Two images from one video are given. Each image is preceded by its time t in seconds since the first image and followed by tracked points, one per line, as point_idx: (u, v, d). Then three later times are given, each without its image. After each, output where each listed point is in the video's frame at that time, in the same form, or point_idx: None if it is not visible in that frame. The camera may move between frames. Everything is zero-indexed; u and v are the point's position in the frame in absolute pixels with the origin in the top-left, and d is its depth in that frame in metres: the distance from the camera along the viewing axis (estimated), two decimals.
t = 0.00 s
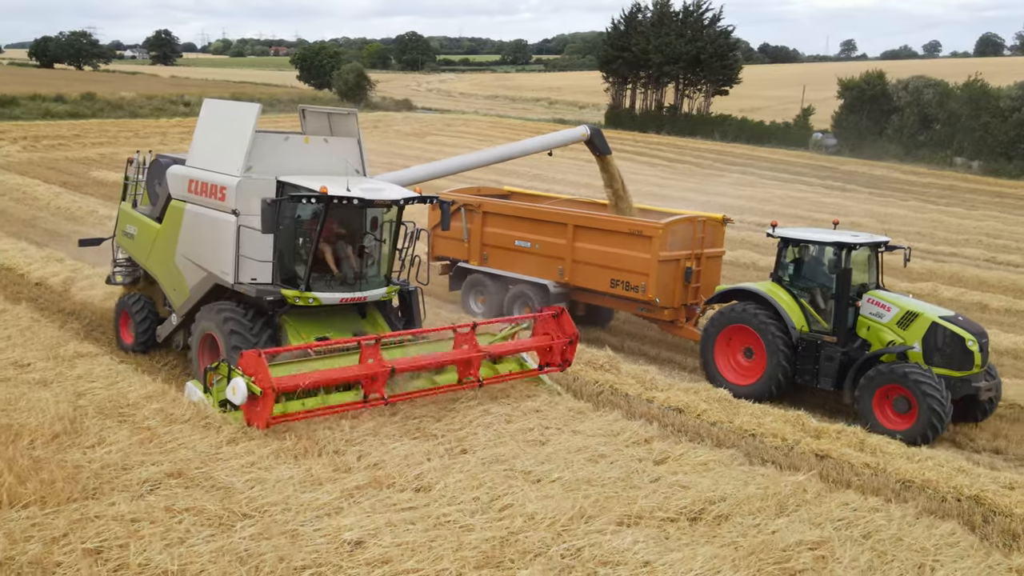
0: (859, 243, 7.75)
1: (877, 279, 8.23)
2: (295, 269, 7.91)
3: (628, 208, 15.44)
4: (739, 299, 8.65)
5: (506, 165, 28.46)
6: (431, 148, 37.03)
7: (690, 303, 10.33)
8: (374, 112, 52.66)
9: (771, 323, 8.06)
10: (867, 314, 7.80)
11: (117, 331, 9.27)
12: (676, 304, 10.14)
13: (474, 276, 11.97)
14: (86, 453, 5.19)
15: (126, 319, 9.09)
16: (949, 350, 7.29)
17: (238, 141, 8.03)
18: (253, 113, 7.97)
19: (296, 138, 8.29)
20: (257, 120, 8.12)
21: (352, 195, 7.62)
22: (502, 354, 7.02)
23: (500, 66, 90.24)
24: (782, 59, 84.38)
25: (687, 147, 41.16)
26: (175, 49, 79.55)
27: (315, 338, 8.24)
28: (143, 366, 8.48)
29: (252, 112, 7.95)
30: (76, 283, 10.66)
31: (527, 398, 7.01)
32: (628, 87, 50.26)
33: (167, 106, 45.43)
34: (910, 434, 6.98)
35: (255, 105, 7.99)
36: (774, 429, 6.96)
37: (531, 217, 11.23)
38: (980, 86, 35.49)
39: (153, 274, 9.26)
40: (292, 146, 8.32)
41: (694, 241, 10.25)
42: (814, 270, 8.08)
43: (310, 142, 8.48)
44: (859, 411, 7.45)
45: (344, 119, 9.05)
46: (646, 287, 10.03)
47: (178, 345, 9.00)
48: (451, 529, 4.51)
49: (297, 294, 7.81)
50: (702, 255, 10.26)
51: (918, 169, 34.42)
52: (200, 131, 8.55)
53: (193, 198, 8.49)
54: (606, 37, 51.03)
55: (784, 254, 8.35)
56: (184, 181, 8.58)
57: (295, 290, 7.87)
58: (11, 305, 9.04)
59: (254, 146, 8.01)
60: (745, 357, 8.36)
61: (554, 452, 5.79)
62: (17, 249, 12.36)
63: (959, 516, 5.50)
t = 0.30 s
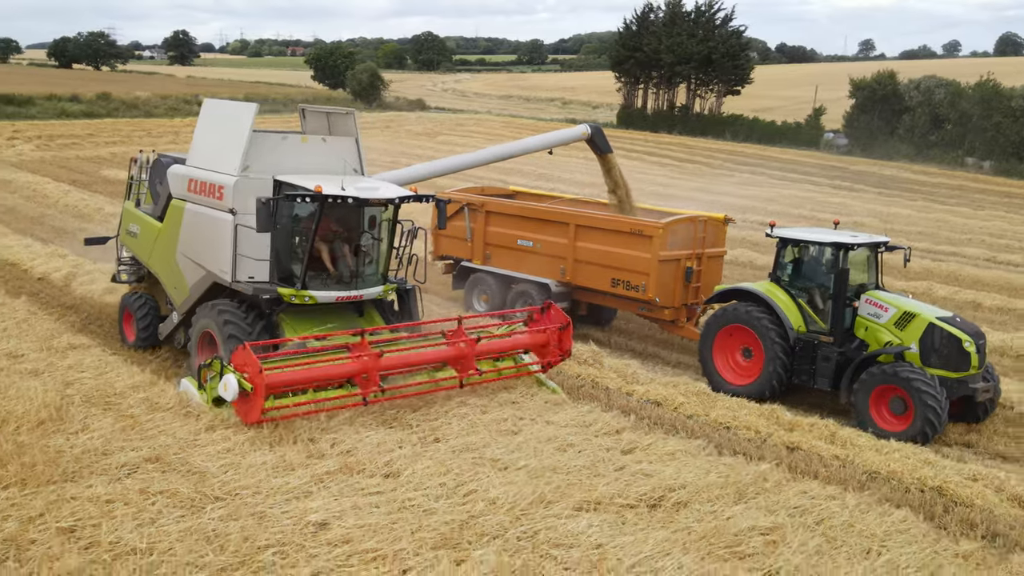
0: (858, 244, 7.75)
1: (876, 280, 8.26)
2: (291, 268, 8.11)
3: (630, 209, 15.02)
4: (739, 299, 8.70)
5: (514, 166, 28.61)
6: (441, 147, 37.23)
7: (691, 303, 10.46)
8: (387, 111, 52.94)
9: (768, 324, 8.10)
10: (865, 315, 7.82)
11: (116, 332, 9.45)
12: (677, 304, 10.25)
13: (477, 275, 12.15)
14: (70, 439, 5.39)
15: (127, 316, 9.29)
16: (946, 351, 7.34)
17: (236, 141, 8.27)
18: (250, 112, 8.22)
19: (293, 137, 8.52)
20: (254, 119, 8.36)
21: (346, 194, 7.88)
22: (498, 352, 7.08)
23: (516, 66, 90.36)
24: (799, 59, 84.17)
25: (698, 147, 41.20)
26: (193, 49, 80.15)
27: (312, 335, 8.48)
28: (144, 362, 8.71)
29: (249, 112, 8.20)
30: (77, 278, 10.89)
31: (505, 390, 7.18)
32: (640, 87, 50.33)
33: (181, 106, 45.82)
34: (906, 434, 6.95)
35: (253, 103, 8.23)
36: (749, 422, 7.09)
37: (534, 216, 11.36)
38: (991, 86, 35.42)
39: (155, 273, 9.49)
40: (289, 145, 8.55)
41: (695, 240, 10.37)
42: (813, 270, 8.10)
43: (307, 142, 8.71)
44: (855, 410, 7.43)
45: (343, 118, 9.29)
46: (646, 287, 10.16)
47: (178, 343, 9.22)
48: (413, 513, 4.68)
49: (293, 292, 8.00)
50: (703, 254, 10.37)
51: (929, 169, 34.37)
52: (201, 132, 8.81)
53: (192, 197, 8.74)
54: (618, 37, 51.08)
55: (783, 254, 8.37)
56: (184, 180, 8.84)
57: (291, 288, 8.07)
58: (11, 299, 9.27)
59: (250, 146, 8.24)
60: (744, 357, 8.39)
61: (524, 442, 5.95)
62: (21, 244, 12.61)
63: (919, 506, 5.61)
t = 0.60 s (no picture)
0: (854, 244, 7.71)
1: (874, 280, 8.19)
2: (286, 267, 8.36)
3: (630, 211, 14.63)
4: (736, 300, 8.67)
5: (523, 167, 28.77)
6: (453, 147, 37.44)
7: (690, 303, 10.60)
8: (402, 111, 53.25)
9: (764, 325, 8.07)
10: (862, 316, 7.79)
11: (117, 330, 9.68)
12: (676, 304, 10.40)
13: (479, 275, 12.34)
14: (51, 424, 5.61)
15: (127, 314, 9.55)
16: (941, 352, 7.27)
17: (232, 141, 8.53)
18: (245, 113, 8.49)
19: (289, 138, 8.78)
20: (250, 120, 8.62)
21: (339, 194, 8.12)
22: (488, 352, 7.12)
23: (534, 66, 90.48)
24: (819, 58, 83.85)
25: (710, 147, 41.22)
26: (213, 50, 80.84)
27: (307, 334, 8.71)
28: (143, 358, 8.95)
29: (245, 113, 8.46)
30: (78, 273, 11.15)
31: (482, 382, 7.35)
32: (654, 87, 50.33)
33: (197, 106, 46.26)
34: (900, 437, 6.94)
35: (248, 105, 8.48)
36: (720, 414, 7.23)
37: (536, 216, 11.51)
38: (1005, 86, 35.28)
39: (156, 271, 9.73)
40: (285, 146, 8.79)
41: (694, 241, 10.50)
42: (810, 270, 8.03)
43: (303, 142, 8.96)
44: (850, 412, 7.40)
45: (340, 118, 9.58)
46: (645, 286, 10.31)
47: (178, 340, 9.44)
48: (372, 496, 4.86)
49: (287, 291, 8.26)
50: (703, 255, 10.50)
51: (942, 169, 34.28)
52: (200, 133, 9.08)
53: (190, 197, 8.97)
54: (632, 37, 51.11)
55: (780, 255, 8.29)
56: (182, 180, 9.07)
57: (285, 287, 8.31)
58: (9, 293, 9.53)
59: (246, 146, 8.51)
60: (740, 358, 8.37)
61: (491, 432, 6.12)
62: (26, 241, 12.91)
63: (874, 497, 5.74)
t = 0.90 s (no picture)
0: (849, 245, 7.70)
1: (871, 280, 8.14)
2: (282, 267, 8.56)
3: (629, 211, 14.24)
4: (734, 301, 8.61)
5: (532, 167, 28.90)
6: (464, 147, 37.62)
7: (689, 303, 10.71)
8: (416, 111, 53.49)
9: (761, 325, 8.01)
10: (857, 317, 7.73)
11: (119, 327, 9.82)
12: (674, 304, 10.53)
13: (481, 275, 12.51)
14: (35, 413, 5.81)
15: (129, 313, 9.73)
16: (937, 354, 7.22)
17: (229, 141, 8.74)
18: (242, 113, 8.69)
19: (285, 138, 8.97)
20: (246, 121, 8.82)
21: (333, 194, 8.29)
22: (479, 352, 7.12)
23: (552, 66, 90.58)
24: (838, 58, 83.44)
25: (722, 147, 41.22)
26: (231, 50, 81.42)
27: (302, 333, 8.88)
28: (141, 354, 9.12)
29: (241, 113, 8.66)
30: (79, 269, 11.38)
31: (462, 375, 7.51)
32: (667, 87, 50.35)
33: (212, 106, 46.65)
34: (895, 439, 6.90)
35: (244, 105, 8.69)
36: (696, 409, 7.34)
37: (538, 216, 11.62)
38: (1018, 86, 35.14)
39: (156, 270, 9.88)
40: (282, 146, 8.99)
41: (693, 241, 10.62)
42: (806, 271, 7.97)
43: (299, 142, 9.16)
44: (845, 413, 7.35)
45: (338, 119, 9.81)
46: (644, 287, 10.44)
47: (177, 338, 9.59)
48: (338, 481, 5.03)
49: (282, 290, 8.43)
50: (701, 255, 10.60)
51: (953, 170, 34.16)
52: (198, 134, 9.27)
53: (189, 197, 9.15)
54: (645, 37, 51.15)
55: (777, 255, 8.23)
56: (181, 179, 9.26)
57: (280, 287, 8.48)
58: (9, 288, 9.76)
59: (243, 146, 8.71)
60: (737, 359, 8.33)
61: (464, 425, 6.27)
62: (31, 238, 13.17)
63: (836, 488, 5.86)
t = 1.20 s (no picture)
0: (844, 246, 7.68)
1: (870, 282, 8.10)
2: (275, 266, 8.73)
3: (627, 212, 13.96)
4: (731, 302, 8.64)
5: (543, 167, 29.04)
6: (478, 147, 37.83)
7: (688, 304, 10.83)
8: (433, 110, 53.75)
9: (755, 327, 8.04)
10: (853, 318, 7.69)
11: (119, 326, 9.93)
12: (672, 305, 10.65)
13: (483, 275, 12.69)
14: (18, 400, 6.04)
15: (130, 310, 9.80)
16: (932, 356, 7.18)
17: (224, 141, 8.88)
18: (237, 114, 8.82)
19: (281, 138, 9.11)
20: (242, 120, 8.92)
21: (326, 194, 8.47)
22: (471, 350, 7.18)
23: (572, 66, 90.63)
24: (861, 59, 82.91)
25: (737, 147, 41.22)
26: (253, 50, 82.10)
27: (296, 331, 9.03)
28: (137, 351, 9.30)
29: (236, 114, 8.79)
30: (81, 264, 11.64)
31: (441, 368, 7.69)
32: (683, 87, 50.34)
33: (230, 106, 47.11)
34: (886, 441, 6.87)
35: (239, 106, 8.80)
36: (669, 403, 7.47)
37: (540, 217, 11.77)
38: None
39: (155, 268, 10.00)
40: (277, 146, 9.13)
41: (691, 242, 10.72)
42: (802, 273, 7.96)
43: (295, 142, 9.29)
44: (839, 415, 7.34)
45: (334, 119, 9.98)
46: (642, 288, 10.57)
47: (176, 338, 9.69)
48: (300, 467, 5.22)
49: (275, 289, 8.63)
50: (700, 256, 10.68)
51: (968, 170, 33.99)
52: (197, 133, 9.42)
53: (186, 196, 9.30)
54: (661, 37, 51.17)
55: (773, 257, 8.24)
56: (179, 179, 9.40)
57: (274, 286, 8.68)
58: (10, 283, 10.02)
59: (238, 146, 8.86)
60: (733, 361, 8.36)
61: (434, 417, 6.45)
62: (38, 234, 13.48)
63: (796, 480, 6.00)
